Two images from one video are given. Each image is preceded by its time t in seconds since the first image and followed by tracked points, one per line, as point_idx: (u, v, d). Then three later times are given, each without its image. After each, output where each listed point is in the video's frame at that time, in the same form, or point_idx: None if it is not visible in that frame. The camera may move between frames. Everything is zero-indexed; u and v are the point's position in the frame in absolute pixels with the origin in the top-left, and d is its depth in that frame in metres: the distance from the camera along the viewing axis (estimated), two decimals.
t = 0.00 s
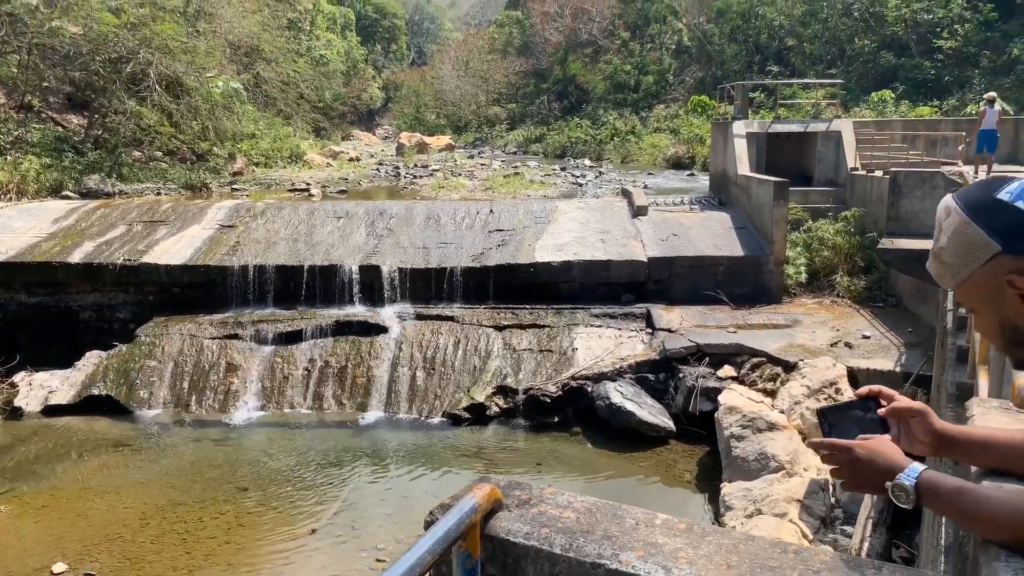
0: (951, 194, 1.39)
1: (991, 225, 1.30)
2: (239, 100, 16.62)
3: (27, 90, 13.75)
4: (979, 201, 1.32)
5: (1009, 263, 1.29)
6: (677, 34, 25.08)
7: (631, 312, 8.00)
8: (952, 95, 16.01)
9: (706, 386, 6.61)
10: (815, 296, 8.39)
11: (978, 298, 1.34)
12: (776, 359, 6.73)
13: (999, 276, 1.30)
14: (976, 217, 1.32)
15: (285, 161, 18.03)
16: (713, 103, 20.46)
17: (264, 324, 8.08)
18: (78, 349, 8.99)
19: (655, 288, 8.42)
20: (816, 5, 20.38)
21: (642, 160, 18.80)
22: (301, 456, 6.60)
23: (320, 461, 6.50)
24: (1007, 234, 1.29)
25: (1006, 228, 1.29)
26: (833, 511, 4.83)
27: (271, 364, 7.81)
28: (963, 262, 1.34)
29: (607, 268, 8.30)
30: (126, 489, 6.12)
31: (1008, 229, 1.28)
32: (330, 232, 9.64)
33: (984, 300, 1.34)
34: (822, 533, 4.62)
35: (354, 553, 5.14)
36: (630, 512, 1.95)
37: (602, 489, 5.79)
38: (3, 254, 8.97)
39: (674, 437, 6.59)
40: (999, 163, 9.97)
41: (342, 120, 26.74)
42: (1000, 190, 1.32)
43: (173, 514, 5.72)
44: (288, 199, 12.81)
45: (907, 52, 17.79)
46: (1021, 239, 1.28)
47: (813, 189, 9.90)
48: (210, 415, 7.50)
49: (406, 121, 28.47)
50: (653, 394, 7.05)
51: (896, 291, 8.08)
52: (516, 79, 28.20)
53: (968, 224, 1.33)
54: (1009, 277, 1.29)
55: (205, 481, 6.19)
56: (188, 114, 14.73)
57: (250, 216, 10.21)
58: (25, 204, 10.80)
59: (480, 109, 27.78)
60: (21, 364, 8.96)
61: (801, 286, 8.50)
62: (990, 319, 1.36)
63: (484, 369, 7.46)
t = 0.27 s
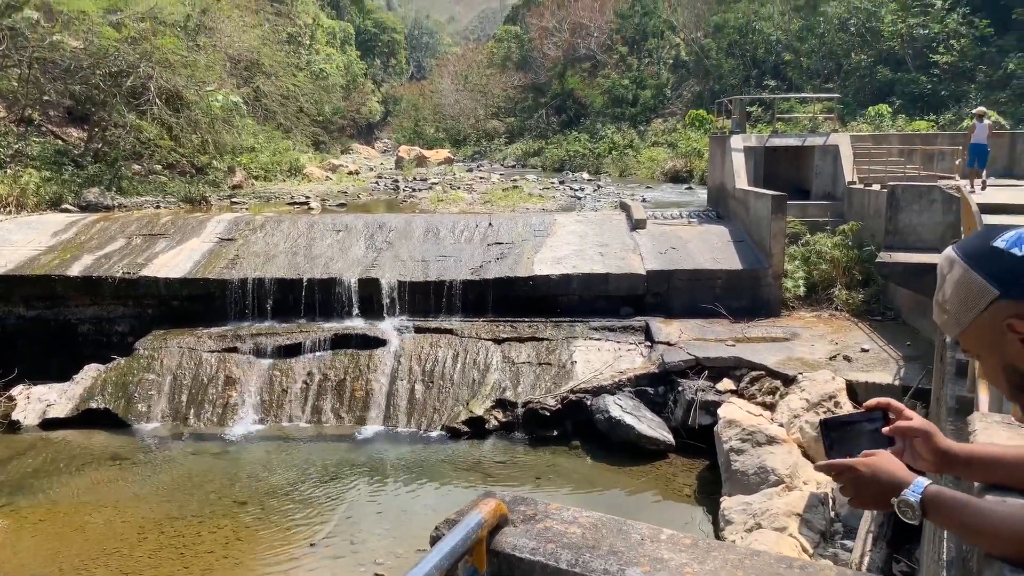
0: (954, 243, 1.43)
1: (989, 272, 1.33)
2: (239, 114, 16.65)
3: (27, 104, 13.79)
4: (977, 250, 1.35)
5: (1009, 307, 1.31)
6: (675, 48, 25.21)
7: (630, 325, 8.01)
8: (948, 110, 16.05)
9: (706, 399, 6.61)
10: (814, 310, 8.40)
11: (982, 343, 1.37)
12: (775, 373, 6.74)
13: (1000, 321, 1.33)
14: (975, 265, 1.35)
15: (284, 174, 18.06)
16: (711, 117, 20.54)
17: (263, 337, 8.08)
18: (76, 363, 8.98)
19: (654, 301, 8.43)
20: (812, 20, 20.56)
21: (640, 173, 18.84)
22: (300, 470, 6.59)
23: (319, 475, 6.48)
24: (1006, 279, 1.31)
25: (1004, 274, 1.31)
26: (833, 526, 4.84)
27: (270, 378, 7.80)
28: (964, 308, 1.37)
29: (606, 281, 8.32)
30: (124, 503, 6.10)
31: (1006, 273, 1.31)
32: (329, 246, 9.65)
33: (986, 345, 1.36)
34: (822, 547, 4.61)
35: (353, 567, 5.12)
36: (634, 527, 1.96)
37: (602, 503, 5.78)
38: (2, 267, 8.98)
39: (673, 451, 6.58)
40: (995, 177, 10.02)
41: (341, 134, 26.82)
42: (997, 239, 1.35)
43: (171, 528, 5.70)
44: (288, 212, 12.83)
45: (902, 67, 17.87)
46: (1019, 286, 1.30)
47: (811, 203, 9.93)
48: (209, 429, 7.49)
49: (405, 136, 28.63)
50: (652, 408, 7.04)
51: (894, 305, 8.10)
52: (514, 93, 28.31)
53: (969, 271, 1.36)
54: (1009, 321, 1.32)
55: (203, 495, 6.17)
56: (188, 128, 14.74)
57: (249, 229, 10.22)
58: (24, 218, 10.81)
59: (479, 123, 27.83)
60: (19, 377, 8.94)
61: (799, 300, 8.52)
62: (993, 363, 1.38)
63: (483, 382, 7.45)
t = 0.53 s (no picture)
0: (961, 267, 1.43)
1: (998, 297, 1.33)
2: (240, 137, 16.74)
3: (29, 127, 13.86)
4: (985, 275, 1.36)
5: (1018, 333, 1.32)
6: (672, 72, 25.42)
7: (629, 348, 8.01)
8: (945, 133, 16.30)
9: (706, 422, 6.58)
10: (813, 332, 8.41)
11: (991, 367, 1.38)
12: (775, 396, 6.72)
13: (1010, 346, 1.34)
14: (984, 290, 1.35)
15: (284, 197, 18.14)
16: (709, 140, 20.64)
17: (262, 360, 8.07)
18: (74, 386, 8.96)
19: (654, 323, 8.44)
20: (810, 45, 20.44)
21: (639, 196, 18.93)
22: (299, 493, 6.55)
23: (318, 499, 6.44)
24: (1014, 305, 1.32)
25: (1014, 300, 1.32)
26: (836, 549, 4.80)
27: (268, 401, 7.78)
28: (972, 332, 1.38)
29: (606, 303, 8.32)
30: (121, 527, 6.06)
31: (1015, 299, 1.32)
32: (329, 268, 9.67)
33: (996, 369, 1.37)
34: (825, 572, 4.57)
35: None
36: (639, 552, 1.95)
37: (602, 527, 5.74)
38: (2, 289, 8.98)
39: (674, 474, 6.55)
40: (993, 200, 10.08)
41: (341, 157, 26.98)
42: (1006, 263, 1.36)
43: (168, 552, 5.66)
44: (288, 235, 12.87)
45: (899, 91, 17.99)
46: None
47: (810, 226, 9.96)
48: (207, 452, 7.45)
49: (405, 157, 29.46)
50: (653, 431, 7.02)
51: (894, 327, 8.10)
52: (514, 117, 28.48)
53: (978, 296, 1.36)
54: (1018, 346, 1.33)
55: (201, 519, 6.13)
56: (189, 151, 14.79)
57: (249, 251, 10.25)
58: (24, 240, 10.83)
59: (480, 146, 28.44)
60: (17, 400, 8.93)
61: (799, 322, 8.52)
62: (1004, 386, 1.39)
63: (482, 405, 7.43)
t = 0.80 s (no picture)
0: (958, 302, 1.42)
1: (996, 332, 1.32)
2: (241, 170, 16.83)
3: (31, 159, 13.95)
4: (981, 310, 1.34)
5: (1015, 369, 1.30)
6: (671, 105, 25.64)
7: (630, 380, 7.98)
8: (942, 164, 16.50)
9: (708, 455, 6.53)
10: (814, 364, 8.38)
11: (989, 402, 1.36)
12: (776, 429, 6.67)
13: (1008, 381, 1.32)
14: (981, 326, 1.34)
15: (285, 228, 18.22)
16: (707, 172, 20.74)
17: (260, 392, 8.03)
18: (71, 418, 8.91)
19: (654, 354, 8.41)
20: (807, 78, 20.30)
21: (638, 227, 19.02)
22: (296, 527, 6.48)
23: (315, 533, 6.37)
24: (1011, 340, 1.30)
25: (1010, 335, 1.30)
26: None
27: (266, 433, 7.72)
28: (969, 368, 1.36)
29: (605, 334, 8.31)
30: (115, 562, 5.98)
31: (1012, 333, 1.30)
32: (329, 299, 9.66)
33: (995, 404, 1.35)
34: None
35: None
36: None
37: (603, 562, 5.67)
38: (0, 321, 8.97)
39: (675, 508, 6.47)
40: (991, 232, 10.11)
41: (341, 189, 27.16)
42: (1002, 298, 1.34)
43: None
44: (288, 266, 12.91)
45: (896, 123, 18.10)
46: None
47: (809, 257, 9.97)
48: (204, 485, 7.38)
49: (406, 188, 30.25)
50: (654, 464, 6.96)
51: (895, 359, 8.07)
52: (513, 149, 28.71)
53: (975, 331, 1.34)
54: (1015, 382, 1.31)
55: (197, 554, 6.05)
56: (190, 183, 14.85)
57: (249, 283, 10.26)
58: (24, 271, 10.84)
59: (479, 177, 29.15)
60: (14, 433, 8.87)
61: (799, 354, 8.50)
62: (1002, 422, 1.37)
63: (481, 438, 7.38)
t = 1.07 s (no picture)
0: (954, 338, 1.37)
1: (992, 369, 1.26)
2: (242, 206, 16.92)
3: (34, 196, 14.03)
4: (977, 346, 1.29)
5: (1011, 406, 1.25)
6: (669, 143, 25.88)
7: (631, 417, 7.93)
8: (939, 202, 16.62)
9: (709, 493, 6.46)
10: (815, 401, 8.33)
11: (985, 440, 1.31)
12: (779, 466, 6.61)
13: (1004, 418, 1.27)
14: (976, 362, 1.29)
15: (285, 264, 18.31)
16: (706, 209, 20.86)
17: (259, 429, 7.98)
18: (68, 456, 8.85)
19: (654, 391, 8.37)
20: (804, 117, 20.36)
21: (638, 263, 19.09)
22: (293, 567, 6.39)
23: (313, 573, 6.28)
24: (1007, 376, 1.25)
25: (1008, 371, 1.25)
26: None
27: (264, 470, 7.66)
28: (965, 405, 1.31)
29: (606, 371, 8.28)
30: None
31: (1008, 370, 1.25)
32: (328, 335, 9.64)
33: (991, 442, 1.30)
34: None
35: None
36: None
37: None
38: None
39: (677, 547, 6.38)
40: (990, 268, 10.14)
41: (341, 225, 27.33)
42: (997, 334, 1.29)
43: None
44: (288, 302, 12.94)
45: (893, 161, 18.25)
46: (1021, 383, 1.24)
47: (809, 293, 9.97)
48: (200, 524, 7.30)
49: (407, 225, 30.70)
50: (655, 503, 6.89)
51: (897, 396, 8.03)
52: (513, 186, 28.93)
53: (971, 368, 1.29)
54: (1011, 419, 1.26)
55: None
56: (191, 220, 14.89)
57: (248, 319, 10.25)
58: (24, 308, 10.84)
59: (480, 214, 29.51)
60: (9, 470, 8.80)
61: (800, 391, 8.46)
62: (999, 458, 1.32)
63: (481, 476, 7.31)
